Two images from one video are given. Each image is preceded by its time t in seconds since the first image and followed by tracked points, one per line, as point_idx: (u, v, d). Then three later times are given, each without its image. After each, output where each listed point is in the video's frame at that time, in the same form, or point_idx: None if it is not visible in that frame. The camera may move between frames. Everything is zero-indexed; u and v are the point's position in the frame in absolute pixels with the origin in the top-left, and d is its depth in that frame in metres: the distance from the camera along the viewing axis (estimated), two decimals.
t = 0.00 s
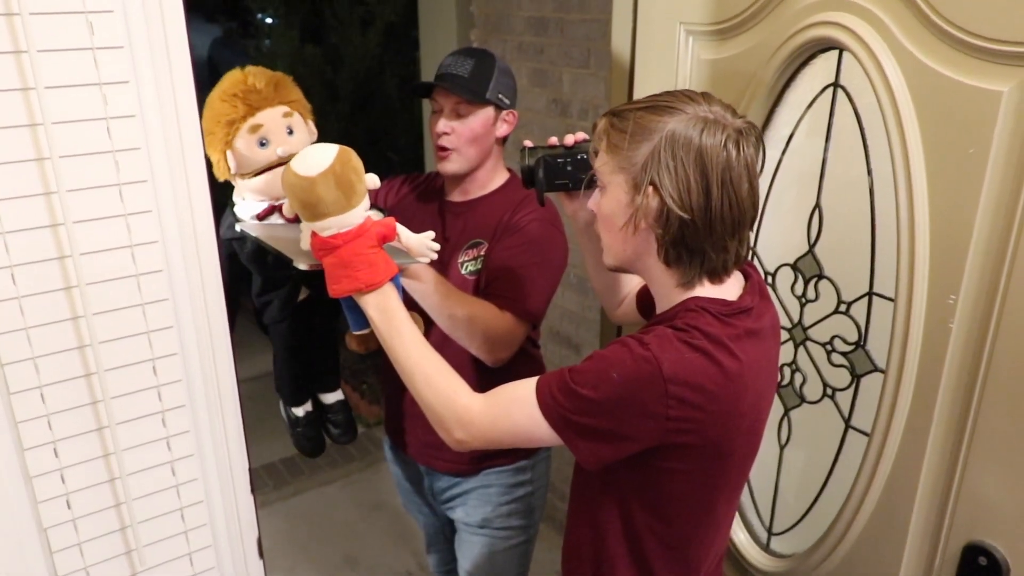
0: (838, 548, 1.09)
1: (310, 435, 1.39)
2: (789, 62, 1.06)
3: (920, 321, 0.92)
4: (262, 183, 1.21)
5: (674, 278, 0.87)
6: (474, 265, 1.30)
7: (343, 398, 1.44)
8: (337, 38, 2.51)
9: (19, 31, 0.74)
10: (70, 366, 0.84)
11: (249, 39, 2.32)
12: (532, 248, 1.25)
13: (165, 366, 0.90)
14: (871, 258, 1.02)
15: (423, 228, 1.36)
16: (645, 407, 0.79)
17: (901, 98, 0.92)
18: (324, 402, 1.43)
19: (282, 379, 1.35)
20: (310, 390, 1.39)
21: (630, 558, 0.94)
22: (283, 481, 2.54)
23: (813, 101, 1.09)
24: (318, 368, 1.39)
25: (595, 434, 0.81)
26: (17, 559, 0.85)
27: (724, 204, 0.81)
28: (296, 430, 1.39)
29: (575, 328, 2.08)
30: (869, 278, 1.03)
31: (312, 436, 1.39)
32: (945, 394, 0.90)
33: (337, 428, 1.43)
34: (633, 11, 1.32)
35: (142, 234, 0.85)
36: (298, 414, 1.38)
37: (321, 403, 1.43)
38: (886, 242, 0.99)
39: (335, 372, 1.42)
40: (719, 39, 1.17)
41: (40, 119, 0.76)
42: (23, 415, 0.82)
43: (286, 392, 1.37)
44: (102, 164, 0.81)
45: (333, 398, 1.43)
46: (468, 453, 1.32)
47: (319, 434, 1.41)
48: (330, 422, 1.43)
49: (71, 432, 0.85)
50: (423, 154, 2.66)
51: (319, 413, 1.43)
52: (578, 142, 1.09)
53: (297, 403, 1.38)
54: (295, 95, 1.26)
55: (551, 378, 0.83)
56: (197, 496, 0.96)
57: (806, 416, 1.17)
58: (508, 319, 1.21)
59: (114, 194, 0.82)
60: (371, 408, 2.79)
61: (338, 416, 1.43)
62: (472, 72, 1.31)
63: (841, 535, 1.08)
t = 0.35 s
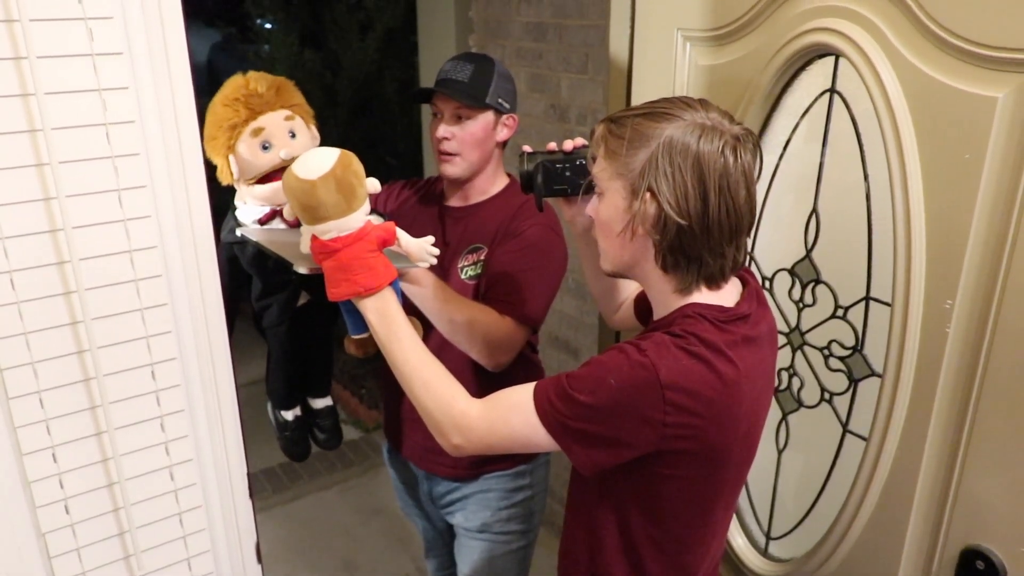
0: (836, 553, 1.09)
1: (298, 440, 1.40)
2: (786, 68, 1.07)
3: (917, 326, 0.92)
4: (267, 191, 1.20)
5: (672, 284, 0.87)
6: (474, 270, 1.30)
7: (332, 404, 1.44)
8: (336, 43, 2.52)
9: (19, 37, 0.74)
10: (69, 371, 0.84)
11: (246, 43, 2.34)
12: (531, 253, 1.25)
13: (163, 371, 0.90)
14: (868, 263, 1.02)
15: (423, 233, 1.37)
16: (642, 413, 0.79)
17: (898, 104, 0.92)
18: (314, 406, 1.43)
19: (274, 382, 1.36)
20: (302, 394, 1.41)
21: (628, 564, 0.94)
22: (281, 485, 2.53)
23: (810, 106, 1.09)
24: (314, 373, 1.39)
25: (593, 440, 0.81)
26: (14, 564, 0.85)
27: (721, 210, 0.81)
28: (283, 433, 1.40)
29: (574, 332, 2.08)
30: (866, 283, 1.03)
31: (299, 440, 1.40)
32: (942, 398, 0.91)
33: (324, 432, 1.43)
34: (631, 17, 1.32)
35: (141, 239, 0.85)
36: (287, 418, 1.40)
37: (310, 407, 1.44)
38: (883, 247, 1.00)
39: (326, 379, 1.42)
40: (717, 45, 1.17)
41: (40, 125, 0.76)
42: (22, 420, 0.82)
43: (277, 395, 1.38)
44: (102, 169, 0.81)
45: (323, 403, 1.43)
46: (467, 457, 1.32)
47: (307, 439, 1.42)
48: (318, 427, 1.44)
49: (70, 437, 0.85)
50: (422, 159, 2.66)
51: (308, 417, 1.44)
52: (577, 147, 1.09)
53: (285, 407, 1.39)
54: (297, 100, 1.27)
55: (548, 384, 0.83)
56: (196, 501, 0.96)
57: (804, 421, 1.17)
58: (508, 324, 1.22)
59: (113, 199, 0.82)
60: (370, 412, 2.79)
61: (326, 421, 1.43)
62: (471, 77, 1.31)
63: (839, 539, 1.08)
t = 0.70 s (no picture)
0: (835, 554, 1.09)
1: (298, 443, 1.40)
2: (784, 71, 1.07)
3: (915, 328, 0.93)
4: (261, 194, 1.21)
5: (672, 286, 0.87)
6: (474, 272, 1.30)
7: (335, 407, 1.44)
8: (336, 46, 2.53)
9: (20, 41, 0.74)
10: (69, 373, 0.84)
11: (246, 47, 2.34)
12: (530, 255, 1.26)
13: (163, 374, 0.90)
14: (866, 265, 1.03)
15: (422, 236, 1.37)
16: (643, 414, 0.79)
17: (896, 107, 0.92)
18: (315, 410, 1.43)
19: (275, 385, 1.36)
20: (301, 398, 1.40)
21: (627, 566, 0.94)
22: (281, 488, 2.53)
23: (808, 109, 1.09)
24: (311, 375, 1.40)
25: (594, 441, 0.82)
26: (14, 566, 0.85)
27: (720, 213, 0.82)
28: (284, 437, 1.39)
29: (573, 335, 2.09)
30: (864, 285, 1.03)
31: (300, 444, 1.40)
32: (940, 400, 0.91)
33: (327, 436, 1.43)
34: (630, 20, 1.33)
35: (141, 242, 0.85)
36: (288, 421, 1.38)
37: (312, 410, 1.44)
38: (881, 249, 1.00)
39: (327, 382, 1.43)
40: (715, 48, 1.18)
41: (40, 128, 0.77)
42: (21, 422, 0.82)
43: (278, 399, 1.37)
44: (102, 172, 0.81)
45: (325, 406, 1.43)
46: (466, 460, 1.32)
47: (308, 442, 1.41)
48: (320, 431, 1.43)
49: (70, 440, 0.85)
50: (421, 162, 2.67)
51: (309, 421, 1.43)
52: (577, 150, 1.10)
53: (288, 409, 1.38)
54: (299, 109, 1.26)
55: (549, 386, 0.83)
56: (195, 503, 0.96)
57: (803, 423, 1.17)
58: (507, 326, 1.22)
59: (113, 202, 0.82)
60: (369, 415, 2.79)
61: (328, 426, 1.43)
62: (471, 80, 1.31)
63: (838, 540, 1.08)
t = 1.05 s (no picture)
0: (835, 556, 1.09)
1: (281, 442, 1.40)
2: (784, 73, 1.08)
3: (915, 330, 0.93)
4: (252, 193, 1.22)
5: (676, 287, 0.87)
6: (473, 274, 1.30)
7: (322, 410, 1.44)
8: (336, 48, 2.53)
9: (21, 42, 0.74)
10: (69, 375, 0.84)
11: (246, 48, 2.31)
12: (531, 257, 1.26)
13: (164, 375, 0.90)
14: (866, 267, 1.03)
15: (423, 238, 1.37)
16: (648, 414, 0.79)
17: (895, 108, 0.93)
18: (303, 411, 1.42)
19: (264, 383, 1.37)
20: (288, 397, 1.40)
21: (628, 567, 0.94)
22: (280, 490, 2.53)
23: (808, 111, 1.10)
24: (302, 375, 1.40)
25: (599, 441, 0.82)
26: (14, 568, 0.85)
27: (724, 213, 0.82)
28: (268, 435, 1.40)
29: (573, 336, 2.09)
30: (864, 287, 1.03)
31: (282, 443, 1.40)
32: (940, 403, 0.91)
33: (311, 438, 1.43)
34: (630, 22, 1.33)
35: (141, 243, 0.85)
36: (273, 419, 1.39)
37: (299, 411, 1.43)
38: (881, 251, 1.00)
39: (317, 383, 1.42)
40: (715, 50, 1.18)
41: (41, 130, 0.77)
42: (21, 424, 0.82)
43: (266, 397, 1.37)
44: (103, 174, 0.81)
45: (312, 409, 1.43)
46: (465, 462, 1.32)
47: (291, 441, 1.42)
48: (305, 432, 1.43)
49: (70, 441, 0.85)
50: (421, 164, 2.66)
51: (295, 421, 1.42)
52: (579, 153, 1.10)
53: (275, 408, 1.38)
54: (295, 111, 1.27)
55: (554, 387, 0.83)
56: (195, 505, 0.96)
57: (803, 424, 1.17)
58: (507, 328, 1.22)
59: (114, 204, 0.83)
60: (369, 417, 2.79)
61: (313, 427, 1.43)
62: (469, 84, 1.32)
63: (839, 542, 1.08)
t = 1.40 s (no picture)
0: (835, 557, 1.09)
1: (293, 442, 1.40)
2: (784, 75, 1.08)
3: (914, 331, 0.93)
4: (258, 197, 1.22)
5: (678, 286, 0.87)
6: (473, 276, 1.30)
7: (331, 408, 1.44)
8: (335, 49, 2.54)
9: (22, 44, 0.74)
10: (70, 376, 0.84)
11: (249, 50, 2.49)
12: (531, 258, 1.26)
13: (164, 376, 0.90)
14: (866, 268, 1.03)
15: (423, 238, 1.37)
16: (653, 412, 0.79)
17: (894, 109, 0.93)
18: (310, 410, 1.43)
19: (269, 386, 1.36)
20: (295, 398, 1.40)
21: (629, 568, 0.94)
22: (280, 491, 2.53)
23: (808, 113, 1.10)
24: (306, 375, 1.40)
25: (603, 440, 0.82)
26: (14, 569, 0.85)
27: (726, 213, 0.82)
28: (279, 436, 1.39)
29: (573, 337, 2.09)
30: (864, 288, 1.03)
31: (294, 444, 1.40)
32: (940, 404, 0.91)
33: (322, 436, 1.44)
34: (629, 23, 1.33)
35: (142, 244, 0.85)
36: (283, 420, 1.38)
37: (308, 410, 1.43)
38: (881, 252, 1.00)
39: (324, 382, 1.43)
40: (715, 52, 1.18)
41: (42, 131, 0.77)
42: (21, 425, 0.82)
43: (272, 398, 1.37)
44: (104, 175, 0.81)
45: (320, 407, 1.43)
46: (465, 463, 1.32)
47: (303, 442, 1.41)
48: (315, 431, 1.44)
49: (71, 442, 0.86)
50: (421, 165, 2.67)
51: (305, 420, 1.43)
52: (579, 154, 1.10)
53: (282, 409, 1.38)
54: (299, 114, 1.27)
55: (558, 387, 0.83)
56: (195, 505, 0.96)
57: (803, 425, 1.17)
58: (507, 328, 1.22)
59: (114, 205, 0.83)
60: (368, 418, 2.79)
61: (323, 426, 1.43)
62: (470, 86, 1.32)
63: (838, 542, 1.08)
